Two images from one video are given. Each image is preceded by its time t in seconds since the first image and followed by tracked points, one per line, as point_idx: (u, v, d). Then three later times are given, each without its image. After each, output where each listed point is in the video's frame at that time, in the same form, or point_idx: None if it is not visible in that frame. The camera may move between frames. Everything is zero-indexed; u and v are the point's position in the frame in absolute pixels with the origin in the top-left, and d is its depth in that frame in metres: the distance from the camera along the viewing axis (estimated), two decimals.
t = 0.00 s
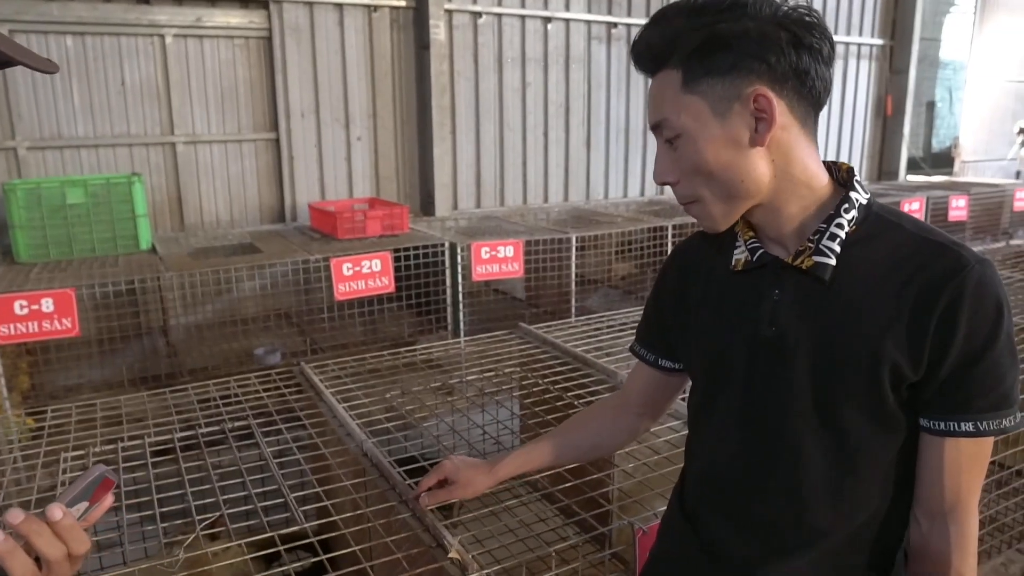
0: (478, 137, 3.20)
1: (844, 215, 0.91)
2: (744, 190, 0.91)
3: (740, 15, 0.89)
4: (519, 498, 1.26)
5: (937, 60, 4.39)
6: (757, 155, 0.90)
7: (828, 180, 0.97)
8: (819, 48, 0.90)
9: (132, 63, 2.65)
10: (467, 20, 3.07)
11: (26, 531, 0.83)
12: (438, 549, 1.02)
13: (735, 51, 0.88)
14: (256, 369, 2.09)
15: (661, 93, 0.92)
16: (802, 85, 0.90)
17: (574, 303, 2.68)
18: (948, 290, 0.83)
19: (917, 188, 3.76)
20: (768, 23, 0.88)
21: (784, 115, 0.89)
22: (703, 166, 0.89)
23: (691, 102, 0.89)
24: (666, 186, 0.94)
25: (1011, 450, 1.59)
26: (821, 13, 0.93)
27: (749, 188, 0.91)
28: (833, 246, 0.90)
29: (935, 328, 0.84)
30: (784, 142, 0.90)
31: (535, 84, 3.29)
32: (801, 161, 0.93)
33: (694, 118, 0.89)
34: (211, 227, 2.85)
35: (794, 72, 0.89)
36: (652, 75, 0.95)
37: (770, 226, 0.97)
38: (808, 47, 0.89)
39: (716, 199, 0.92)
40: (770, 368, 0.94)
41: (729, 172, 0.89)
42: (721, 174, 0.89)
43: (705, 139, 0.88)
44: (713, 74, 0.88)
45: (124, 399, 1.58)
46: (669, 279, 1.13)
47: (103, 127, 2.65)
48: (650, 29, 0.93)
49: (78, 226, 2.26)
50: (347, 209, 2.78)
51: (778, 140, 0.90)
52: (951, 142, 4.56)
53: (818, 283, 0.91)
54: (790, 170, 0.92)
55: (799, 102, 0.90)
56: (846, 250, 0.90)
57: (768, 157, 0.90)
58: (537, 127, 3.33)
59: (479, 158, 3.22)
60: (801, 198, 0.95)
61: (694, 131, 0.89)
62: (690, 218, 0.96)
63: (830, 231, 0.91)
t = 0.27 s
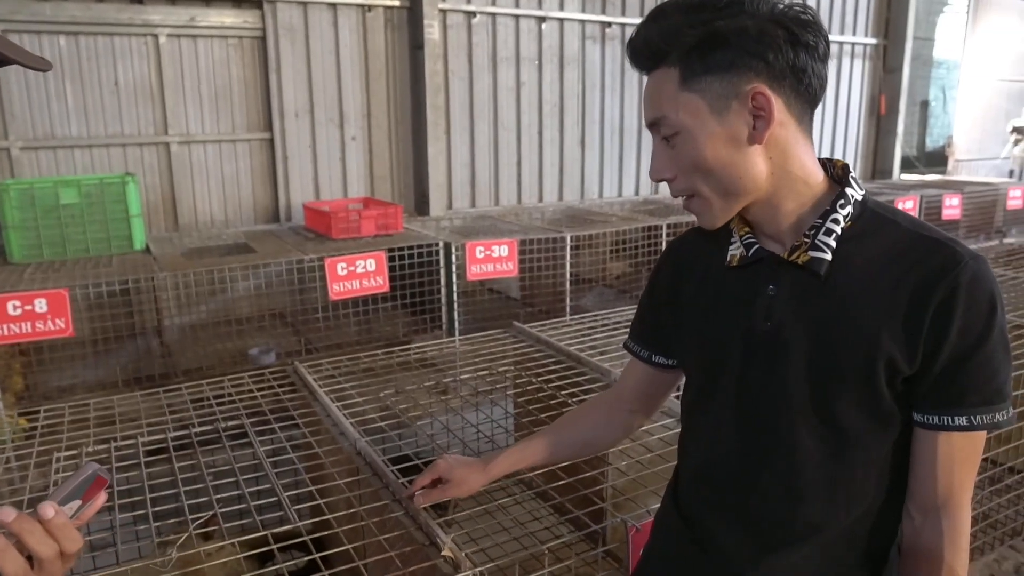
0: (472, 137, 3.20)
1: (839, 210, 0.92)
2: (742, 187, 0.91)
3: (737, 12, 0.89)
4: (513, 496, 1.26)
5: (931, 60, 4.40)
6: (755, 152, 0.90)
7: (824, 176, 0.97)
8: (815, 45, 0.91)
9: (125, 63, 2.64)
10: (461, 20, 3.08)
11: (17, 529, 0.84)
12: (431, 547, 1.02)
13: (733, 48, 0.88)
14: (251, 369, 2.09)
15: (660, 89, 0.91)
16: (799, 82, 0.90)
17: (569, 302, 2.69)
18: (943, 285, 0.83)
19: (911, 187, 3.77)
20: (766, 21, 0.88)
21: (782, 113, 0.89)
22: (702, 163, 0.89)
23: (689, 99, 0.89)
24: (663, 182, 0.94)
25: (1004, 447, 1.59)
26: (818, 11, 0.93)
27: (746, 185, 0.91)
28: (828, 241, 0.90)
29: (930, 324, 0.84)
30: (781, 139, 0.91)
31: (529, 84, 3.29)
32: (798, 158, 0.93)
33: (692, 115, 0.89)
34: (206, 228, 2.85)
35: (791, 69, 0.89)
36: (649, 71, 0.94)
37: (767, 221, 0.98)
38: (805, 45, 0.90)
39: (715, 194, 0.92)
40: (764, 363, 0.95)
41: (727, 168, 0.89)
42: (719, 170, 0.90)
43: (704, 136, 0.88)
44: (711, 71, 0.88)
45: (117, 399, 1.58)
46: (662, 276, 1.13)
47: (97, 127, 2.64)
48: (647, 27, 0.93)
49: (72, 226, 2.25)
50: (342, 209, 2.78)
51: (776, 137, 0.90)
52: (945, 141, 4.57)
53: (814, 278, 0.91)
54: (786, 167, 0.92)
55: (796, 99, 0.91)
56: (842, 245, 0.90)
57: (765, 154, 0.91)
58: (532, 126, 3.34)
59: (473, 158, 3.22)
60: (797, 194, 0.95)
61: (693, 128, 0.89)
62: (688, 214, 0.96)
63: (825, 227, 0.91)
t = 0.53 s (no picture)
0: (467, 136, 3.20)
1: (833, 208, 0.91)
2: (735, 183, 0.91)
3: (731, 8, 0.89)
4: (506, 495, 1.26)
5: (925, 60, 4.41)
6: (748, 148, 0.90)
7: (819, 173, 0.97)
8: (809, 41, 0.90)
9: (119, 62, 2.63)
10: (456, 19, 3.07)
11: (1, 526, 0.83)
12: (422, 544, 1.02)
13: (727, 44, 0.88)
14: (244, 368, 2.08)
15: (653, 86, 0.92)
16: (793, 79, 0.90)
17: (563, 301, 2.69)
18: (936, 283, 0.83)
19: (905, 186, 3.78)
20: (760, 17, 0.88)
21: (776, 109, 0.89)
22: (695, 159, 0.90)
23: (683, 95, 0.89)
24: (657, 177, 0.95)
25: (996, 445, 1.60)
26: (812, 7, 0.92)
27: (739, 181, 0.91)
28: (821, 239, 0.90)
29: (922, 321, 0.84)
30: (775, 135, 0.91)
31: (524, 83, 3.29)
32: (792, 155, 0.93)
33: (686, 111, 0.89)
34: (200, 227, 2.84)
35: (785, 65, 0.89)
36: (644, 67, 0.94)
37: (761, 218, 0.98)
38: (799, 41, 0.89)
39: (708, 190, 0.92)
40: (756, 358, 0.95)
41: (720, 164, 0.90)
42: (712, 166, 0.90)
43: (697, 132, 0.89)
44: (705, 67, 0.88)
45: (109, 399, 1.58)
46: (657, 272, 1.13)
47: (90, 126, 2.63)
48: (640, 23, 0.93)
49: (65, 225, 2.25)
50: (336, 208, 2.78)
51: (770, 133, 0.90)
52: (939, 141, 4.58)
53: (807, 275, 0.91)
54: (780, 163, 0.92)
55: (790, 95, 0.90)
56: (835, 242, 0.90)
57: (759, 150, 0.91)
58: (526, 126, 3.33)
59: (468, 157, 3.22)
60: (791, 191, 0.95)
61: (686, 124, 0.89)
62: (682, 209, 0.96)
63: (818, 224, 0.91)
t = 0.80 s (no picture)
0: (463, 135, 3.19)
1: (828, 204, 0.91)
2: (728, 178, 0.91)
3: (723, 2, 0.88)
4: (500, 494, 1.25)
5: (920, 59, 4.42)
6: (740, 144, 0.89)
7: (813, 169, 0.97)
8: (802, 36, 0.90)
9: (112, 61, 2.62)
10: (450, 18, 3.07)
11: None
12: (414, 544, 1.01)
13: (719, 39, 0.87)
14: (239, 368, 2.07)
15: (645, 82, 0.91)
16: (786, 73, 0.89)
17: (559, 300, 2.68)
18: (931, 281, 0.83)
19: (901, 185, 3.78)
20: (752, 11, 0.87)
21: (768, 103, 0.89)
22: (687, 155, 0.89)
23: (676, 91, 0.89)
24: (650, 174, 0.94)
25: (991, 442, 1.59)
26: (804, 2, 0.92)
27: (732, 177, 0.91)
28: (816, 235, 0.89)
29: (917, 320, 0.84)
30: (768, 130, 0.90)
31: (519, 82, 3.28)
32: (785, 150, 0.92)
33: (678, 107, 0.88)
34: (194, 227, 2.83)
35: (777, 59, 0.88)
36: (636, 65, 0.94)
37: (755, 213, 0.97)
38: (791, 35, 0.89)
39: (700, 186, 0.91)
40: (750, 355, 0.94)
41: (713, 160, 0.89)
42: (705, 162, 0.89)
43: (690, 128, 0.88)
44: (697, 62, 0.87)
45: (101, 399, 1.57)
46: (651, 270, 1.12)
47: (83, 126, 2.62)
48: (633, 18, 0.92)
49: (58, 224, 2.23)
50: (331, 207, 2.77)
51: (763, 128, 0.90)
52: (934, 139, 4.59)
53: (801, 271, 0.90)
54: (774, 158, 0.92)
55: (783, 90, 0.90)
56: (830, 239, 0.90)
57: (751, 145, 0.90)
58: (522, 125, 3.33)
59: (464, 156, 3.21)
60: (785, 186, 0.94)
61: (679, 119, 0.88)
62: (674, 206, 0.95)
63: (814, 220, 0.90)
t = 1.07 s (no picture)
0: (457, 134, 3.19)
1: (812, 201, 0.91)
2: (712, 175, 0.91)
3: None
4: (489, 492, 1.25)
5: (915, 57, 4.42)
6: (726, 140, 0.89)
7: (798, 166, 0.97)
8: (787, 33, 0.89)
9: (104, 59, 2.61)
10: (444, 16, 3.06)
11: None
12: (401, 544, 1.01)
13: (705, 35, 0.87)
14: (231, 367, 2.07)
15: (630, 78, 0.91)
16: (771, 69, 0.89)
17: (552, 299, 2.68)
18: (913, 279, 0.82)
19: (896, 183, 3.78)
20: (737, 7, 0.87)
21: (754, 100, 0.89)
22: (672, 151, 0.89)
23: (661, 87, 0.88)
24: (634, 171, 0.93)
25: (982, 439, 1.59)
26: None
27: (716, 174, 0.91)
28: (800, 232, 0.89)
29: (899, 318, 0.83)
30: (753, 127, 0.90)
31: (513, 81, 3.28)
32: (771, 147, 0.92)
33: (663, 103, 0.88)
34: (188, 226, 2.82)
35: (762, 55, 0.88)
36: (621, 61, 0.93)
37: (740, 210, 0.97)
38: (776, 31, 0.88)
39: (684, 182, 0.91)
40: (734, 352, 0.94)
41: (697, 156, 0.89)
42: (690, 158, 0.89)
43: (675, 124, 0.88)
44: (682, 58, 0.87)
45: (90, 398, 1.57)
46: (638, 267, 1.12)
47: (76, 124, 2.61)
48: (617, 15, 0.91)
49: (49, 223, 2.22)
50: (325, 205, 2.77)
51: (748, 124, 0.89)
52: (929, 138, 4.59)
53: (784, 268, 0.90)
54: (759, 155, 0.92)
55: (768, 86, 0.90)
56: (813, 236, 0.89)
57: (736, 142, 0.90)
58: (517, 123, 3.32)
59: (458, 154, 3.21)
60: (770, 183, 0.94)
61: (663, 115, 0.88)
62: (657, 201, 0.95)
63: (797, 218, 0.90)
